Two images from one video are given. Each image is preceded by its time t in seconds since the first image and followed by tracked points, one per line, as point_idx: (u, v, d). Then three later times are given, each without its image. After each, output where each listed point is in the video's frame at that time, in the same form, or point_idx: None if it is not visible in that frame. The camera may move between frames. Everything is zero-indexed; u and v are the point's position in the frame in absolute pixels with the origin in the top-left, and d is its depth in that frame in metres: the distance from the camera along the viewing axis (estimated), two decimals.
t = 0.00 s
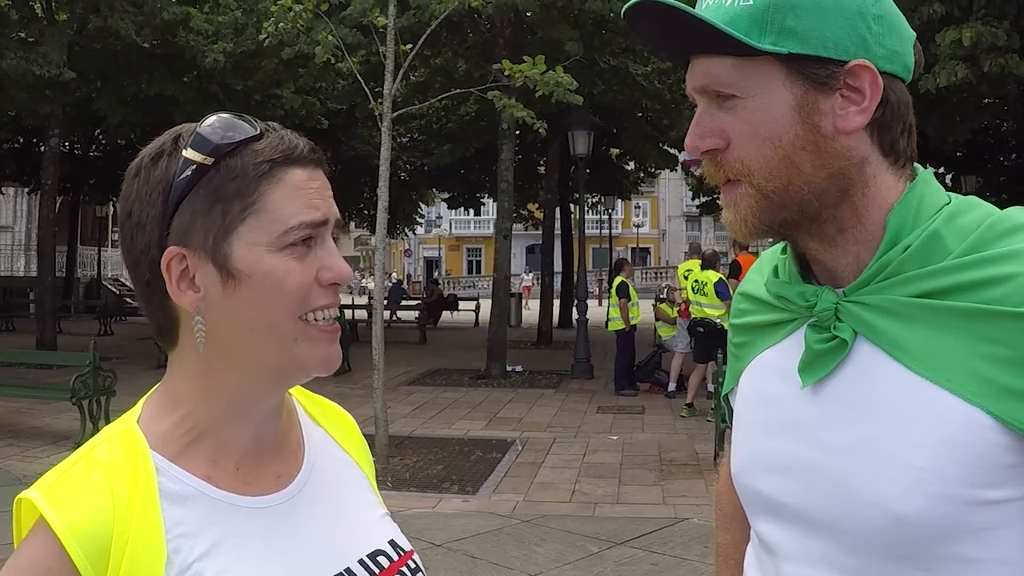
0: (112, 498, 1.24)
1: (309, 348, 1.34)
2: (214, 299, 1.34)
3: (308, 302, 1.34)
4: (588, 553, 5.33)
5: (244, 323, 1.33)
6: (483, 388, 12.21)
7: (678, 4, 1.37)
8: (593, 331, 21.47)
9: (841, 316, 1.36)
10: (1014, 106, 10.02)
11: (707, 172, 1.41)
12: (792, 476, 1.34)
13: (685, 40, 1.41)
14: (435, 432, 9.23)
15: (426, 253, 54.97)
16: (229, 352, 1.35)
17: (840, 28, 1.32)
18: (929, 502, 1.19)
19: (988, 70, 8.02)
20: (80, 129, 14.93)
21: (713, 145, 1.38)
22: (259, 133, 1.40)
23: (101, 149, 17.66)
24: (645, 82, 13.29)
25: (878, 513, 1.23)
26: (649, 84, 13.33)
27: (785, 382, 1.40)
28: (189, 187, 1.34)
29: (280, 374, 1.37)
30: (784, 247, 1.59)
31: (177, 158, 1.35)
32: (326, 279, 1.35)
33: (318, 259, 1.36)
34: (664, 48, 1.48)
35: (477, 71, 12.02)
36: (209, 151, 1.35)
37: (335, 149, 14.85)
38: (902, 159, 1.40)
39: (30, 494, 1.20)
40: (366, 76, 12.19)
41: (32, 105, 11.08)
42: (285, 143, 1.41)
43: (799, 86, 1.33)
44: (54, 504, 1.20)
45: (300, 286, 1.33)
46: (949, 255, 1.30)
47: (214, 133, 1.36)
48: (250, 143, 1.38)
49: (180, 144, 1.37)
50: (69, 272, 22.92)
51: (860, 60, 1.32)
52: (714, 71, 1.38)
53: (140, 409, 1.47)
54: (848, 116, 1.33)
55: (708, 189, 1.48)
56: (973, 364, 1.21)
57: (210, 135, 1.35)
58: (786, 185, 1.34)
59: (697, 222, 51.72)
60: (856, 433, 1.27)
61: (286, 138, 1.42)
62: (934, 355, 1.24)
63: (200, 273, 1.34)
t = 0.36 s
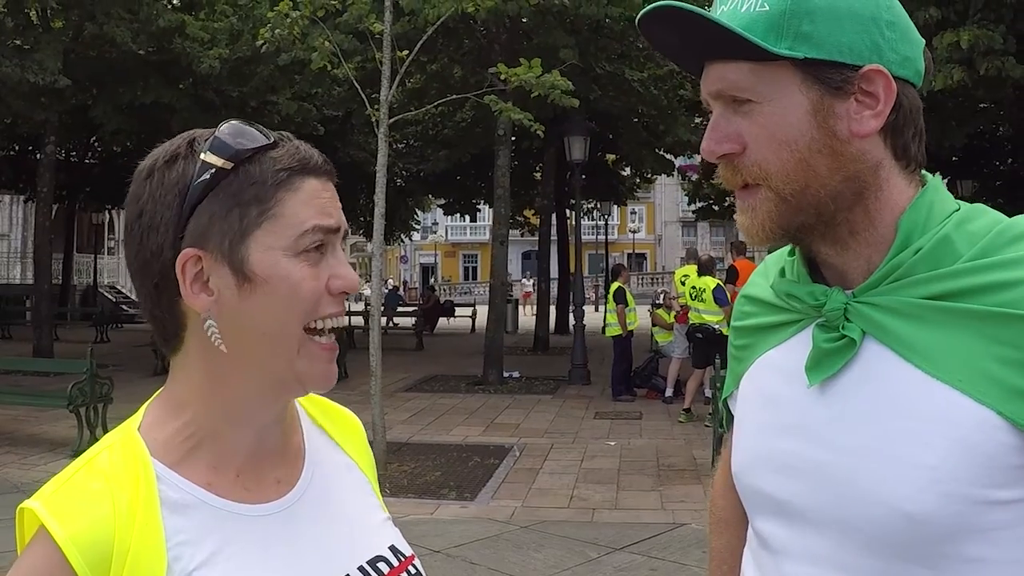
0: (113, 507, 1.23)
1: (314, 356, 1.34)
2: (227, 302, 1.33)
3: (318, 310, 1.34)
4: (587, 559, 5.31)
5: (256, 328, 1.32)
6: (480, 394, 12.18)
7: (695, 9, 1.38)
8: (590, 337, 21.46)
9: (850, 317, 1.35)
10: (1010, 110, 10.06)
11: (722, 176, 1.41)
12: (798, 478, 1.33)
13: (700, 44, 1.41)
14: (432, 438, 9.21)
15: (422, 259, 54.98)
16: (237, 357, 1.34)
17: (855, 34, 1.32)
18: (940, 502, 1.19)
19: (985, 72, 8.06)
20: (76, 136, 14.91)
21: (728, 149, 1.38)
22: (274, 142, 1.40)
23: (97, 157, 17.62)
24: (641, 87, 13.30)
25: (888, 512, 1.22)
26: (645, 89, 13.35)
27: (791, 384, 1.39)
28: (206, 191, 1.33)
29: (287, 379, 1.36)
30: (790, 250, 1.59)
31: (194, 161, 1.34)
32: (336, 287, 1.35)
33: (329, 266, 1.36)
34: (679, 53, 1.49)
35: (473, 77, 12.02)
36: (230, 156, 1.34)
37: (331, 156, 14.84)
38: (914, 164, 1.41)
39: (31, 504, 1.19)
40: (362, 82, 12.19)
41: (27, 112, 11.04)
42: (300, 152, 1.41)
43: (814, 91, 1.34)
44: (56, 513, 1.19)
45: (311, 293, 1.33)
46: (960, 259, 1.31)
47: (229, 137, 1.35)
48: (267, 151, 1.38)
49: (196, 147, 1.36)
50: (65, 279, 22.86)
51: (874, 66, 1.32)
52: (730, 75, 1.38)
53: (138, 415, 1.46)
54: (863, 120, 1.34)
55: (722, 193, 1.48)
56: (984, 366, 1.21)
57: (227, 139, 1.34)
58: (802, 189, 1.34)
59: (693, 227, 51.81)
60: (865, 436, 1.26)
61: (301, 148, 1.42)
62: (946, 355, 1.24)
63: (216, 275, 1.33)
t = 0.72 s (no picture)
0: (113, 507, 1.24)
1: (320, 365, 1.36)
2: (244, 303, 1.34)
3: (327, 323, 1.36)
4: (589, 561, 5.32)
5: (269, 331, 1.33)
6: (481, 397, 12.19)
7: (687, 20, 1.39)
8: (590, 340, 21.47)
9: (851, 317, 1.36)
10: (1009, 111, 10.08)
11: (720, 183, 1.42)
12: (799, 477, 1.33)
13: (694, 55, 1.43)
14: (433, 442, 9.22)
15: (422, 263, 54.99)
16: (242, 361, 1.35)
17: (848, 38, 1.33)
18: (940, 501, 1.20)
19: (986, 73, 8.07)
20: (75, 141, 14.92)
21: (725, 157, 1.39)
22: (309, 159, 1.43)
23: (97, 162, 17.63)
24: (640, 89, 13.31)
25: (889, 510, 1.23)
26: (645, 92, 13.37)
27: (793, 383, 1.40)
28: (242, 193, 1.35)
29: (295, 384, 1.37)
30: (789, 252, 1.60)
31: (237, 162, 1.36)
32: (347, 306, 1.37)
33: (344, 285, 1.38)
34: (673, 64, 1.50)
35: (473, 80, 12.02)
36: (271, 163, 1.37)
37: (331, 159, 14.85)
38: (911, 164, 1.42)
39: (34, 502, 1.20)
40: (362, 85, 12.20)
41: (27, 117, 11.06)
42: (335, 173, 1.45)
43: (808, 96, 1.35)
44: (57, 513, 1.20)
45: (325, 307, 1.35)
46: (957, 258, 1.31)
47: (272, 145, 1.38)
48: (305, 166, 1.41)
49: (237, 150, 1.38)
50: (65, 284, 22.86)
51: (868, 70, 1.33)
52: (725, 83, 1.39)
53: (142, 415, 1.46)
54: (858, 123, 1.34)
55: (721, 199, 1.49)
56: (983, 364, 1.22)
57: (273, 148, 1.38)
58: (801, 193, 1.35)
59: (693, 229, 51.85)
60: (868, 435, 1.27)
61: (332, 169, 1.45)
62: (947, 355, 1.25)
63: (238, 275, 1.34)
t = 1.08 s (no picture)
0: (119, 509, 1.24)
1: (325, 351, 1.35)
2: (234, 304, 1.34)
3: (325, 305, 1.35)
4: (589, 561, 5.32)
5: (262, 326, 1.33)
6: (481, 397, 12.19)
7: None
8: (590, 340, 21.46)
9: (834, 317, 1.36)
10: (1009, 111, 10.09)
11: (709, 149, 1.41)
12: (788, 478, 1.33)
13: (705, 19, 1.43)
14: (433, 442, 9.22)
15: (422, 263, 54.98)
16: (240, 358, 1.35)
17: (855, 27, 1.33)
18: (925, 499, 1.21)
19: (986, 74, 8.07)
20: (74, 143, 14.92)
21: (718, 121, 1.38)
22: (272, 145, 1.43)
23: (97, 163, 17.63)
24: (640, 90, 13.32)
25: (878, 510, 1.23)
26: (644, 92, 13.38)
27: (780, 385, 1.40)
28: (211, 191, 1.35)
29: (291, 377, 1.36)
30: (779, 250, 1.60)
31: (197, 163, 1.36)
32: (339, 283, 1.36)
33: (332, 264, 1.37)
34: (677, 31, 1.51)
35: (472, 81, 12.01)
36: (233, 158, 1.36)
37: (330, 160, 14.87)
38: (901, 166, 1.41)
39: (38, 503, 1.20)
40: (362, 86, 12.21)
41: (27, 119, 11.06)
42: (299, 154, 1.45)
43: (808, 72, 1.34)
44: (61, 514, 1.20)
45: (315, 291, 1.34)
46: (939, 257, 1.32)
47: (230, 141, 1.38)
48: (267, 152, 1.41)
49: (197, 150, 1.38)
50: (65, 286, 22.87)
51: (870, 59, 1.33)
52: (731, 50, 1.39)
53: (144, 417, 1.46)
54: (851, 109, 1.34)
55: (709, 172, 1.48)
56: (966, 364, 1.23)
57: (229, 142, 1.37)
58: (785, 165, 1.34)
59: (694, 230, 51.85)
60: (859, 434, 1.27)
61: (300, 151, 1.45)
62: (927, 355, 1.26)
63: (221, 276, 1.34)
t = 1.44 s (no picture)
0: (116, 513, 1.23)
1: (325, 345, 1.33)
2: (225, 301, 1.34)
3: (324, 296, 1.33)
4: (586, 559, 5.33)
5: (257, 322, 1.32)
6: (479, 395, 12.19)
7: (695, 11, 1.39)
8: (588, 338, 21.47)
9: (849, 309, 1.36)
10: (1006, 109, 10.12)
11: (716, 175, 1.43)
12: (790, 475, 1.34)
13: (698, 45, 1.43)
14: (431, 440, 9.21)
15: (420, 261, 54.96)
16: (236, 355, 1.34)
17: (852, 45, 1.33)
18: (928, 493, 1.21)
19: (984, 72, 8.09)
20: (71, 141, 14.92)
21: (722, 149, 1.40)
22: (262, 138, 1.43)
23: (94, 161, 17.62)
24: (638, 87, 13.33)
25: (877, 505, 1.24)
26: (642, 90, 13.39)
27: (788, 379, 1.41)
28: (196, 189, 1.36)
29: (285, 374, 1.35)
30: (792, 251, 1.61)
31: (184, 163, 1.37)
32: (335, 275, 1.35)
33: (328, 256, 1.36)
34: (676, 54, 1.51)
35: (470, 79, 11.99)
36: (218, 153, 1.37)
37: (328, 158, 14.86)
38: (909, 172, 1.42)
39: (33, 506, 1.19)
40: (360, 84, 12.21)
41: (24, 117, 11.04)
42: (289, 145, 1.45)
43: (807, 98, 1.35)
44: (59, 517, 1.19)
45: (312, 281, 1.33)
46: (957, 259, 1.32)
47: (221, 137, 1.39)
48: (255, 146, 1.41)
49: (183, 152, 1.39)
50: (63, 284, 22.86)
51: (868, 77, 1.33)
52: (727, 79, 1.39)
53: (142, 419, 1.46)
54: (853, 128, 1.35)
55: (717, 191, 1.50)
56: (980, 358, 1.23)
57: (217, 139, 1.38)
58: (790, 193, 1.36)
59: (691, 227, 51.90)
60: (860, 430, 1.27)
61: (292, 143, 1.45)
62: (942, 350, 1.26)
63: (211, 272, 1.34)
